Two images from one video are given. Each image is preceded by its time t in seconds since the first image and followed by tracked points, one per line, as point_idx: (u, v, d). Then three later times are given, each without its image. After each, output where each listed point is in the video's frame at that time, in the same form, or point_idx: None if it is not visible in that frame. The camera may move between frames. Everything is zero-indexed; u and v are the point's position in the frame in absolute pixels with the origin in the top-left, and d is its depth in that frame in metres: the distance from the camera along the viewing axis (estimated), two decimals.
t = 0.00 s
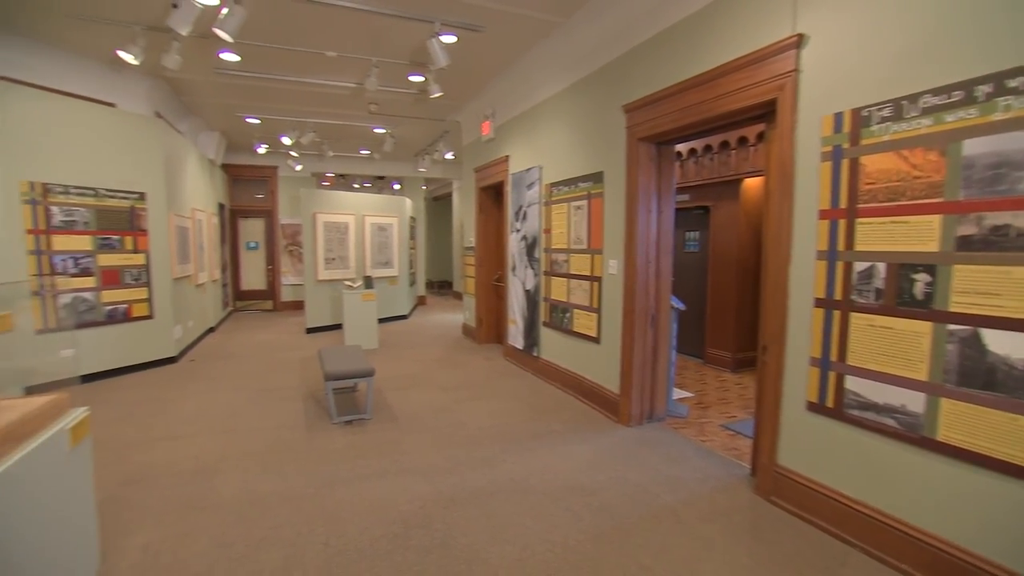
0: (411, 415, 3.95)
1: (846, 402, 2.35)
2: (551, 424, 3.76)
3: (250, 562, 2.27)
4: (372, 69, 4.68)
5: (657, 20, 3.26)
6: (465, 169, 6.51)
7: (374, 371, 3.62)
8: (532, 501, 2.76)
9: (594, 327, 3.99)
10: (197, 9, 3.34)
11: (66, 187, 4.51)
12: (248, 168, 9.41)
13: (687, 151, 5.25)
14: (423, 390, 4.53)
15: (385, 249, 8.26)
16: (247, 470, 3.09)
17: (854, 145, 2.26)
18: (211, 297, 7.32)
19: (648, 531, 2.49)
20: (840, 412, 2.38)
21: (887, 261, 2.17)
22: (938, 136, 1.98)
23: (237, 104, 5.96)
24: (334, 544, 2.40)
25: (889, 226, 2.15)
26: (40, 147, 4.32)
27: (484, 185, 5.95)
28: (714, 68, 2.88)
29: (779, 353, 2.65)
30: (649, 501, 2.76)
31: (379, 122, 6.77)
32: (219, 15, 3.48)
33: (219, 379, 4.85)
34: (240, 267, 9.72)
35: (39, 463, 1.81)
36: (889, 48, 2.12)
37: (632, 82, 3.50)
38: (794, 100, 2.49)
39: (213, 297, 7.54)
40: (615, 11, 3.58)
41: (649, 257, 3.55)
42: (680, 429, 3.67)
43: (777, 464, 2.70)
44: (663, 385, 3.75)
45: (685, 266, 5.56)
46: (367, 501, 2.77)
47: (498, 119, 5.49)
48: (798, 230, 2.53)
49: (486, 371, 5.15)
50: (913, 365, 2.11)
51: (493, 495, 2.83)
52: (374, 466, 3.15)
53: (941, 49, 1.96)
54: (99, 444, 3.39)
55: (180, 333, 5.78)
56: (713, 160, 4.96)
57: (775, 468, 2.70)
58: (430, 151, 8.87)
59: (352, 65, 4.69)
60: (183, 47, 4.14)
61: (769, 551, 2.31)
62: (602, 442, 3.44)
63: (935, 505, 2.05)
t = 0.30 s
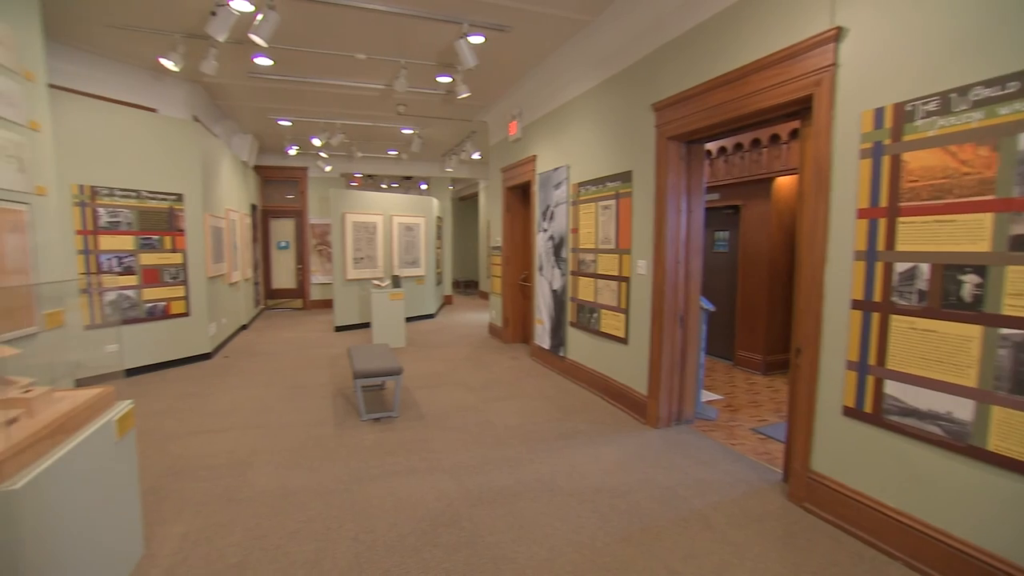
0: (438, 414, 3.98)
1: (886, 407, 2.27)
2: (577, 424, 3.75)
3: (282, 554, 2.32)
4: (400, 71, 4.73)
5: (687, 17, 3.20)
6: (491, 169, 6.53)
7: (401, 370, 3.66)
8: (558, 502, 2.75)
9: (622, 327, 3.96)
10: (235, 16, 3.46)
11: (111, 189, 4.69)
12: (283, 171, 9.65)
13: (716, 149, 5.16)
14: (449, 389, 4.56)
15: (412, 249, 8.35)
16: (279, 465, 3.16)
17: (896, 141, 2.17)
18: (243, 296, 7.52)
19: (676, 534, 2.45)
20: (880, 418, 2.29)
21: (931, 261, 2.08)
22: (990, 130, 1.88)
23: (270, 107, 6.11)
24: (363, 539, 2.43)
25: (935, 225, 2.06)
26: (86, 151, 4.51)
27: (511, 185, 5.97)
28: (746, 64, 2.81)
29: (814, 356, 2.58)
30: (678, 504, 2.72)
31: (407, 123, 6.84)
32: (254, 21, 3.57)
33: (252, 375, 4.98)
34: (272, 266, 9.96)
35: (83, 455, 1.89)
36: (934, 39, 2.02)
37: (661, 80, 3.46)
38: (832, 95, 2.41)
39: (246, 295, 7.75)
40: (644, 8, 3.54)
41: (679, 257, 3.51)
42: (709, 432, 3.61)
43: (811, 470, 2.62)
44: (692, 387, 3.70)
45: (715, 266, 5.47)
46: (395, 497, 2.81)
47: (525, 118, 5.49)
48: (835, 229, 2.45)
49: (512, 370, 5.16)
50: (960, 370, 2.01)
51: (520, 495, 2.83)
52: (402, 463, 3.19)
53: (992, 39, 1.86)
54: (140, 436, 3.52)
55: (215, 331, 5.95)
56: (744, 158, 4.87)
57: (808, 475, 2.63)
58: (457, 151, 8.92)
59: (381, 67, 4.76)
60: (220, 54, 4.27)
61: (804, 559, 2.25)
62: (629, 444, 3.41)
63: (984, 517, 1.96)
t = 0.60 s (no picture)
0: (465, 413, 4.01)
1: (928, 414, 2.18)
2: (602, 426, 3.73)
3: (313, 547, 2.37)
4: (428, 72, 4.78)
5: (718, 13, 3.15)
6: (517, 169, 6.54)
7: (428, 369, 3.69)
8: (584, 503, 2.74)
9: (650, 328, 3.92)
10: (268, 21, 3.54)
11: (151, 191, 4.87)
12: (312, 171, 9.84)
13: (746, 147, 5.06)
14: (475, 388, 4.59)
15: (438, 249, 8.42)
16: (309, 460, 3.23)
17: (940, 137, 2.08)
18: (274, 294, 7.70)
19: (704, 539, 2.42)
20: (921, 424, 2.21)
21: (979, 262, 1.99)
22: None
23: (300, 110, 6.24)
24: (391, 535, 2.47)
25: (983, 224, 1.97)
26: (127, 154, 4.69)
27: (537, 185, 5.97)
28: (780, 60, 2.74)
29: (849, 359, 2.50)
30: (707, 508, 2.68)
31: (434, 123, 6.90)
32: (286, 26, 3.65)
33: (283, 372, 5.09)
34: (301, 265, 10.18)
35: (128, 446, 1.97)
36: (983, 29, 1.93)
37: (690, 78, 3.41)
38: (871, 90, 2.33)
39: (276, 293, 7.94)
40: (673, 5, 3.50)
41: (708, 257, 3.45)
42: (738, 436, 3.55)
43: (846, 477, 2.54)
44: (720, 389, 3.65)
45: (744, 267, 5.36)
46: (421, 495, 2.83)
47: (551, 118, 5.48)
48: (873, 228, 2.37)
49: (537, 370, 5.16)
50: (1010, 377, 1.92)
51: (546, 495, 2.83)
52: (429, 461, 3.22)
53: None
54: (178, 430, 3.64)
55: (246, 328, 6.11)
56: (775, 156, 4.77)
57: (843, 481, 2.55)
58: (482, 151, 8.95)
59: (408, 69, 4.81)
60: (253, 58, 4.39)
61: (838, 568, 2.19)
62: (655, 446, 3.38)
63: None
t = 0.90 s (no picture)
0: (489, 412, 4.02)
1: (971, 421, 2.10)
2: (627, 427, 3.70)
3: (339, 542, 2.41)
4: (453, 73, 4.80)
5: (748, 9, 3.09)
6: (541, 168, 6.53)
7: (452, 368, 3.70)
8: (609, 505, 2.72)
9: (676, 329, 3.88)
10: (297, 25, 3.61)
11: (185, 192, 5.02)
12: (338, 172, 10.00)
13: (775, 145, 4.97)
14: (499, 387, 4.60)
15: (462, 248, 8.47)
16: (337, 456, 3.29)
17: (987, 132, 1.99)
18: (301, 293, 7.86)
19: (732, 543, 2.38)
20: (963, 432, 2.13)
21: None
22: None
23: (327, 112, 6.34)
24: (416, 532, 2.49)
25: None
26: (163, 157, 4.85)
27: (561, 185, 5.96)
28: (814, 55, 2.67)
29: (884, 362, 2.43)
30: (734, 513, 2.64)
31: (458, 124, 6.95)
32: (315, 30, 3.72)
33: (310, 369, 5.19)
34: (327, 264, 10.37)
35: (166, 439, 2.04)
36: None
37: (719, 75, 3.36)
38: (911, 84, 2.25)
39: (303, 292, 8.10)
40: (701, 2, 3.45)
41: (736, 258, 3.39)
42: (766, 439, 3.48)
43: (880, 484, 2.47)
44: (748, 391, 3.58)
45: (772, 267, 5.26)
46: (446, 493, 2.85)
47: (576, 117, 5.46)
48: (912, 227, 2.29)
49: (561, 370, 5.15)
50: None
51: (570, 496, 2.82)
52: (454, 459, 3.25)
53: None
54: (211, 424, 3.75)
55: (275, 326, 6.24)
56: (805, 155, 4.67)
57: (877, 488, 2.47)
58: (506, 151, 8.97)
59: (434, 70, 4.85)
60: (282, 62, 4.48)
61: None
62: (681, 449, 3.34)
63: None
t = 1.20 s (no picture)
0: (514, 412, 4.03)
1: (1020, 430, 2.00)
2: (653, 429, 3.66)
3: (367, 538, 2.44)
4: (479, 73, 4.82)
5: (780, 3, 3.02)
6: (566, 168, 6.51)
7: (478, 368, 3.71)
8: (635, 507, 2.70)
9: (703, 330, 3.82)
10: (327, 29, 3.65)
11: (218, 193, 5.17)
12: (365, 172, 10.15)
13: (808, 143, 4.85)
14: (523, 387, 4.60)
15: (486, 248, 8.50)
16: (364, 452, 3.34)
17: None
18: (328, 291, 8.01)
19: (762, 549, 2.33)
20: (1012, 441, 2.03)
21: None
22: None
23: (355, 113, 6.44)
24: (442, 530, 2.51)
25: None
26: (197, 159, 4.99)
27: (587, 185, 5.93)
28: (851, 49, 2.59)
29: (925, 367, 2.34)
30: (764, 518, 2.58)
31: (483, 124, 6.98)
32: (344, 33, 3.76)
33: (338, 367, 5.28)
34: (353, 264, 10.54)
35: (202, 434, 2.10)
36: None
37: (749, 72, 3.29)
38: (957, 76, 2.15)
39: (330, 291, 8.24)
40: None
41: (766, 258, 3.32)
42: (797, 444, 3.40)
43: (921, 493, 2.38)
44: (778, 394, 3.50)
45: (803, 268, 5.14)
46: (471, 492, 2.87)
47: (602, 117, 5.43)
48: (956, 226, 2.20)
49: (586, 371, 5.13)
50: None
51: (596, 497, 2.80)
52: (479, 458, 3.26)
53: None
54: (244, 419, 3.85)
55: (302, 324, 6.37)
56: (839, 152, 4.55)
57: (917, 497, 2.39)
58: (531, 151, 8.97)
59: (460, 71, 4.88)
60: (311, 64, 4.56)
61: None
62: (708, 452, 3.28)
63: None
